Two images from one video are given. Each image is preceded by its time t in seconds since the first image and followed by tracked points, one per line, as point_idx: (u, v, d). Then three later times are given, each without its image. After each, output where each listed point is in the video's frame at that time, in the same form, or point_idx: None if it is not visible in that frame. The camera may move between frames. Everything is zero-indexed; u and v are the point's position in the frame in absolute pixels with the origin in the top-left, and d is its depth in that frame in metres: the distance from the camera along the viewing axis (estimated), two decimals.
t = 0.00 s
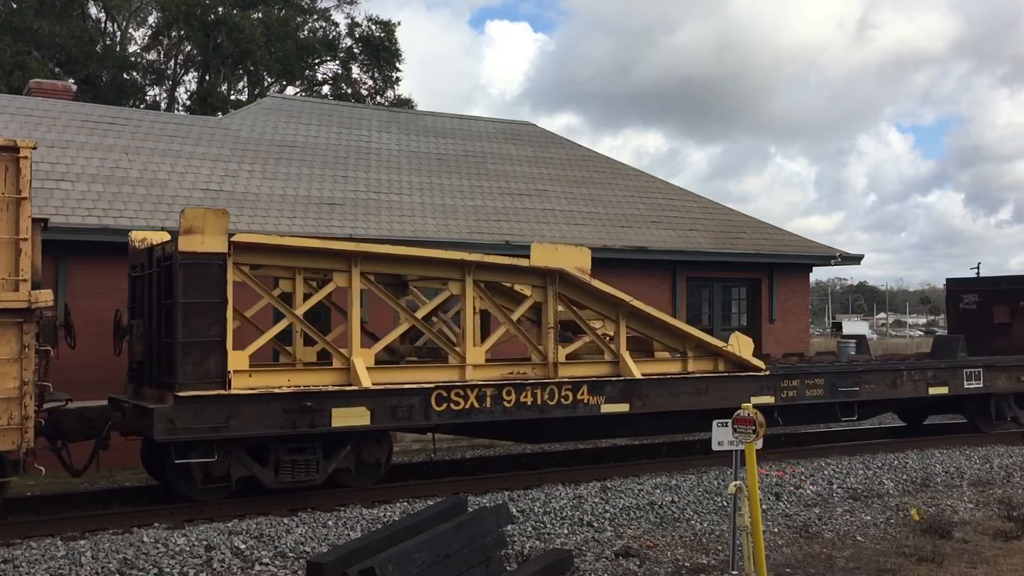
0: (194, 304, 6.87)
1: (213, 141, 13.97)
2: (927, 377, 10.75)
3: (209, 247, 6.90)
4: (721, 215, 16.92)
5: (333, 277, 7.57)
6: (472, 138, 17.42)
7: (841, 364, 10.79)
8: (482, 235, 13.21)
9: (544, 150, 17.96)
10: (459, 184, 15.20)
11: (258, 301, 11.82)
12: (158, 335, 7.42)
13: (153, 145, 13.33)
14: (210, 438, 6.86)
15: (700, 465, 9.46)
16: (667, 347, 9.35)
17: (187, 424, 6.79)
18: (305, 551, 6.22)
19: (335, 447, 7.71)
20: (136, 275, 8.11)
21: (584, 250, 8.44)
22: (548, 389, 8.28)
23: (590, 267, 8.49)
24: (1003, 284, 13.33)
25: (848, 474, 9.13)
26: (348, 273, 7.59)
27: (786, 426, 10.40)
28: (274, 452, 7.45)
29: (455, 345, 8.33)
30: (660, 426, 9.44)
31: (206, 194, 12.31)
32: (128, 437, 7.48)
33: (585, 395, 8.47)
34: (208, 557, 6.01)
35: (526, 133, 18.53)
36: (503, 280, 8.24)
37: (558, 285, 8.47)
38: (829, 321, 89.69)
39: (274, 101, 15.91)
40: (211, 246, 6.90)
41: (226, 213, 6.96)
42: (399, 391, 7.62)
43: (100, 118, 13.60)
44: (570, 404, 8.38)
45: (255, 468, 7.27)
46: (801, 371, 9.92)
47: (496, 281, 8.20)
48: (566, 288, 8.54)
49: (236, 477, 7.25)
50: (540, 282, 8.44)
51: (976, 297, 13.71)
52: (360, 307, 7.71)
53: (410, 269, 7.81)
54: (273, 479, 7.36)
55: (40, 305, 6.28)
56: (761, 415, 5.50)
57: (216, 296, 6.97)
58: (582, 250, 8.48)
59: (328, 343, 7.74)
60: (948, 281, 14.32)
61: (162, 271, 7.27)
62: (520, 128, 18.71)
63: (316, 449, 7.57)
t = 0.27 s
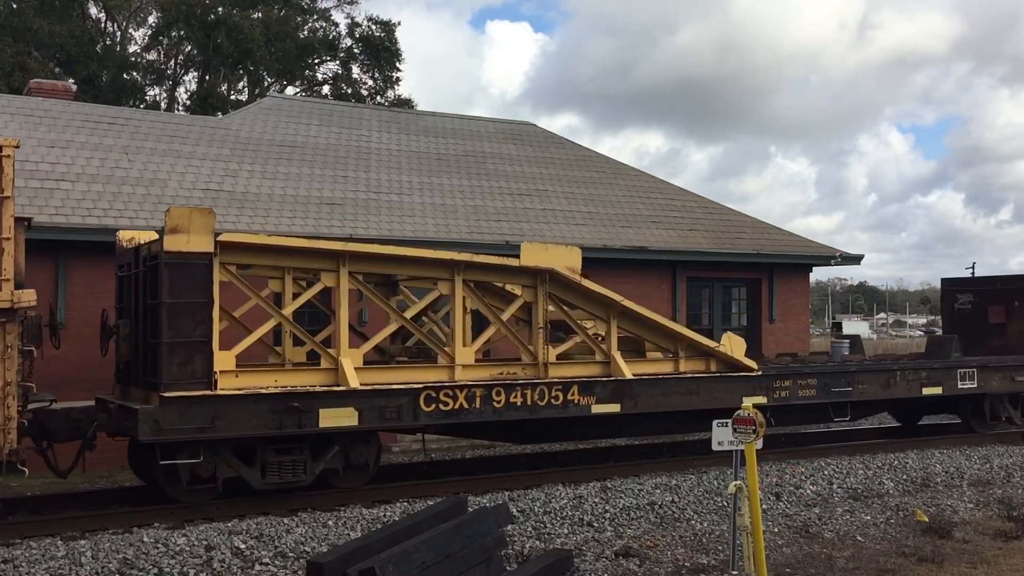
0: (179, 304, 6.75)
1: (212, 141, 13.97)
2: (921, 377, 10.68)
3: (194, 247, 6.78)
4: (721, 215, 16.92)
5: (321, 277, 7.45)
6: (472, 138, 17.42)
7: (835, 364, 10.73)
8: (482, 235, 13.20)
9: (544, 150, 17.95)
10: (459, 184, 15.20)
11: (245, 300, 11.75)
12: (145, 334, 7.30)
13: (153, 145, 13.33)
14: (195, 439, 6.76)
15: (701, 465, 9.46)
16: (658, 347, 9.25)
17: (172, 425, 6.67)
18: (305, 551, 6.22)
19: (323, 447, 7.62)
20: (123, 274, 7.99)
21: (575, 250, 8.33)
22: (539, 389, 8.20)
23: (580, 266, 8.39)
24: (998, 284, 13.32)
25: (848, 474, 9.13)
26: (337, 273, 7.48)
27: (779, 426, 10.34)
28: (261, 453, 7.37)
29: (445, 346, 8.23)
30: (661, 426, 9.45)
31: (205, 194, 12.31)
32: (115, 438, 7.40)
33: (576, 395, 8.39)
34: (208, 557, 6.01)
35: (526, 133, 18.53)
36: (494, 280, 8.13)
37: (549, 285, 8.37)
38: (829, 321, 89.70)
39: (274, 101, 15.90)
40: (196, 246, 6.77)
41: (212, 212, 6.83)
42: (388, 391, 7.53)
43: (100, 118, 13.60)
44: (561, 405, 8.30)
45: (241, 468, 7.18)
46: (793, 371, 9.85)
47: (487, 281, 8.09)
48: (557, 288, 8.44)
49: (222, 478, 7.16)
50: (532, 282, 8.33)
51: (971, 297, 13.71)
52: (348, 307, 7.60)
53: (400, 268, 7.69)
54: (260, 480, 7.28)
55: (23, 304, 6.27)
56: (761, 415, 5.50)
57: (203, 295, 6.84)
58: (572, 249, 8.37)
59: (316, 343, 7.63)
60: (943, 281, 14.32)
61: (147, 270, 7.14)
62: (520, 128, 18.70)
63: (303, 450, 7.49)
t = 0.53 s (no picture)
0: (164, 304, 6.68)
1: (212, 142, 13.97)
2: (914, 378, 10.64)
3: (179, 247, 6.70)
4: (721, 216, 16.92)
5: (308, 277, 7.42)
6: (472, 138, 17.42)
7: (828, 364, 10.69)
8: (482, 235, 13.20)
9: (544, 150, 17.95)
10: (460, 184, 15.20)
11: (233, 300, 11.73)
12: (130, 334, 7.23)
13: (153, 145, 13.33)
14: (180, 440, 6.71)
15: (701, 465, 9.46)
16: (649, 347, 9.21)
17: (157, 426, 6.61)
18: (305, 551, 6.22)
19: (311, 448, 7.58)
20: (110, 274, 7.90)
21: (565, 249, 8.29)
22: (528, 390, 8.16)
23: (570, 266, 8.35)
24: (992, 284, 13.33)
25: (848, 474, 9.13)
26: (325, 273, 7.45)
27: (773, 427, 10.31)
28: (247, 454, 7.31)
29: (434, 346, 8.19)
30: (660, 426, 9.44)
31: (205, 194, 12.31)
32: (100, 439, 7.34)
33: (566, 396, 8.35)
34: (208, 557, 6.02)
35: (526, 133, 18.53)
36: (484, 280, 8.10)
37: (539, 285, 8.34)
38: (829, 321, 89.69)
39: (274, 101, 15.90)
40: (182, 245, 6.70)
41: (198, 211, 6.77)
42: (376, 392, 7.48)
43: (100, 118, 13.60)
44: (550, 405, 8.26)
45: (228, 470, 7.14)
46: (784, 372, 9.83)
47: (476, 281, 8.05)
48: (547, 288, 8.40)
49: (208, 479, 7.11)
50: (521, 282, 8.31)
51: (966, 296, 13.66)
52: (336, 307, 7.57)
53: (388, 268, 7.66)
54: (246, 481, 7.23)
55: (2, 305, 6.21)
56: (761, 415, 5.50)
57: (188, 295, 6.78)
58: (563, 249, 8.33)
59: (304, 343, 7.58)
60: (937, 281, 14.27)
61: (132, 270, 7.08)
62: (520, 128, 18.70)
63: (290, 450, 7.43)
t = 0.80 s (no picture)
0: (149, 304, 6.64)
1: (212, 142, 13.96)
2: (907, 378, 10.56)
3: (163, 246, 6.66)
4: (721, 215, 16.92)
5: (295, 277, 7.39)
6: (472, 138, 17.43)
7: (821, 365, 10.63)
8: (481, 235, 13.20)
9: (544, 150, 17.95)
10: (460, 184, 15.20)
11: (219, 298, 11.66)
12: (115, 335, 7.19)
13: (153, 145, 13.33)
14: (165, 441, 6.65)
15: (701, 465, 9.46)
16: (640, 348, 9.14)
17: (142, 427, 6.55)
18: (305, 551, 6.22)
19: (298, 449, 7.52)
20: (96, 274, 7.86)
21: (555, 250, 8.28)
22: (517, 390, 8.11)
23: (559, 265, 8.29)
24: (987, 283, 13.31)
25: (848, 474, 9.12)
26: (312, 272, 7.41)
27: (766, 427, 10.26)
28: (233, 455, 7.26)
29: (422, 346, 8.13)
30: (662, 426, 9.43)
31: (205, 193, 12.31)
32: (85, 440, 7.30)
33: (556, 396, 8.30)
34: (208, 557, 6.01)
35: (526, 133, 18.53)
36: (472, 280, 8.05)
37: (528, 285, 8.29)
38: (829, 321, 89.73)
39: (274, 101, 15.90)
40: (166, 245, 6.66)
41: (182, 210, 6.74)
42: (363, 392, 7.43)
43: (100, 118, 13.59)
44: (540, 406, 8.20)
45: (213, 471, 7.08)
46: (777, 372, 9.73)
47: (464, 280, 8.01)
48: (536, 287, 8.35)
49: (194, 480, 7.05)
50: (511, 281, 8.26)
51: (960, 296, 13.65)
52: (323, 307, 7.52)
53: (376, 267, 7.62)
54: (231, 483, 7.18)
55: None
56: (761, 415, 5.50)
57: (173, 295, 6.74)
58: (551, 248, 8.28)
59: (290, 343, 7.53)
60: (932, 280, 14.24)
61: (117, 270, 7.04)
62: (520, 128, 18.70)
63: (277, 452, 7.36)
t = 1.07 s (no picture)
0: (133, 304, 6.58)
1: (212, 142, 13.96)
2: (900, 378, 10.49)
3: (148, 246, 6.61)
4: (721, 215, 16.92)
5: (282, 276, 7.35)
6: (472, 138, 17.42)
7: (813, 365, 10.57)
8: (481, 235, 13.20)
9: (544, 150, 17.95)
10: (460, 184, 15.20)
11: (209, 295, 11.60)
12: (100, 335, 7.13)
13: (153, 145, 13.33)
14: (149, 442, 6.59)
15: (701, 465, 9.46)
16: (631, 347, 9.10)
17: (125, 428, 6.48)
18: (305, 551, 6.22)
19: (284, 451, 7.48)
20: (82, 273, 7.80)
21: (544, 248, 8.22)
22: (506, 390, 8.06)
23: (548, 265, 8.23)
24: (981, 283, 13.30)
25: (848, 474, 9.12)
26: (298, 272, 7.36)
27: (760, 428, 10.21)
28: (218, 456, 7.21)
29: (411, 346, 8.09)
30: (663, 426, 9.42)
31: (205, 193, 12.31)
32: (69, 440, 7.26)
33: (545, 396, 8.24)
34: (208, 557, 6.01)
35: (526, 133, 18.53)
36: (461, 280, 8.01)
37: (517, 285, 8.25)
38: (829, 321, 89.73)
39: (274, 101, 15.90)
40: (150, 245, 6.60)
41: (166, 209, 6.68)
42: (350, 393, 7.38)
43: (99, 118, 13.59)
44: (529, 406, 8.15)
45: (197, 472, 7.04)
46: (769, 372, 9.66)
47: (454, 280, 7.97)
48: (526, 287, 8.31)
49: (178, 481, 7.00)
50: (500, 281, 8.22)
51: (955, 296, 13.63)
52: (310, 307, 7.48)
53: (364, 267, 7.57)
54: (216, 484, 7.13)
55: None
56: (761, 416, 5.50)
57: (158, 295, 6.67)
58: (541, 248, 8.23)
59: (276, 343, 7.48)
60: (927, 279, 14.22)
61: (102, 270, 6.98)
62: (520, 128, 18.70)
63: (262, 453, 7.33)
